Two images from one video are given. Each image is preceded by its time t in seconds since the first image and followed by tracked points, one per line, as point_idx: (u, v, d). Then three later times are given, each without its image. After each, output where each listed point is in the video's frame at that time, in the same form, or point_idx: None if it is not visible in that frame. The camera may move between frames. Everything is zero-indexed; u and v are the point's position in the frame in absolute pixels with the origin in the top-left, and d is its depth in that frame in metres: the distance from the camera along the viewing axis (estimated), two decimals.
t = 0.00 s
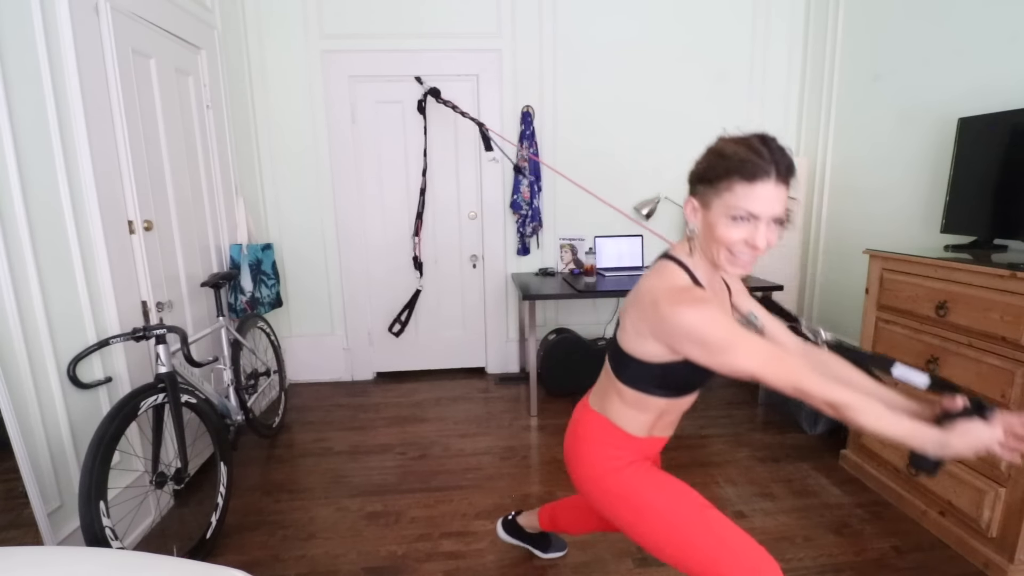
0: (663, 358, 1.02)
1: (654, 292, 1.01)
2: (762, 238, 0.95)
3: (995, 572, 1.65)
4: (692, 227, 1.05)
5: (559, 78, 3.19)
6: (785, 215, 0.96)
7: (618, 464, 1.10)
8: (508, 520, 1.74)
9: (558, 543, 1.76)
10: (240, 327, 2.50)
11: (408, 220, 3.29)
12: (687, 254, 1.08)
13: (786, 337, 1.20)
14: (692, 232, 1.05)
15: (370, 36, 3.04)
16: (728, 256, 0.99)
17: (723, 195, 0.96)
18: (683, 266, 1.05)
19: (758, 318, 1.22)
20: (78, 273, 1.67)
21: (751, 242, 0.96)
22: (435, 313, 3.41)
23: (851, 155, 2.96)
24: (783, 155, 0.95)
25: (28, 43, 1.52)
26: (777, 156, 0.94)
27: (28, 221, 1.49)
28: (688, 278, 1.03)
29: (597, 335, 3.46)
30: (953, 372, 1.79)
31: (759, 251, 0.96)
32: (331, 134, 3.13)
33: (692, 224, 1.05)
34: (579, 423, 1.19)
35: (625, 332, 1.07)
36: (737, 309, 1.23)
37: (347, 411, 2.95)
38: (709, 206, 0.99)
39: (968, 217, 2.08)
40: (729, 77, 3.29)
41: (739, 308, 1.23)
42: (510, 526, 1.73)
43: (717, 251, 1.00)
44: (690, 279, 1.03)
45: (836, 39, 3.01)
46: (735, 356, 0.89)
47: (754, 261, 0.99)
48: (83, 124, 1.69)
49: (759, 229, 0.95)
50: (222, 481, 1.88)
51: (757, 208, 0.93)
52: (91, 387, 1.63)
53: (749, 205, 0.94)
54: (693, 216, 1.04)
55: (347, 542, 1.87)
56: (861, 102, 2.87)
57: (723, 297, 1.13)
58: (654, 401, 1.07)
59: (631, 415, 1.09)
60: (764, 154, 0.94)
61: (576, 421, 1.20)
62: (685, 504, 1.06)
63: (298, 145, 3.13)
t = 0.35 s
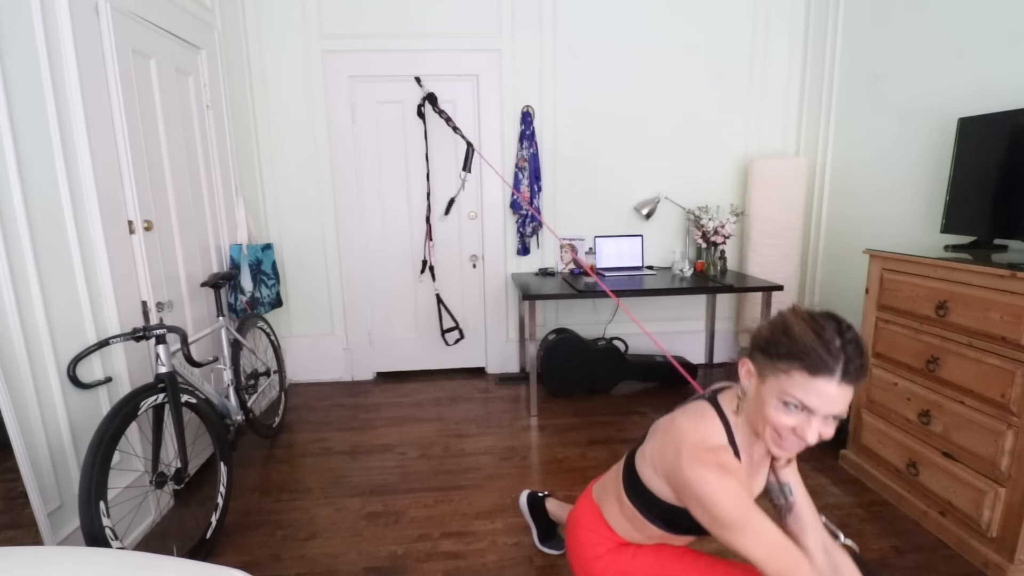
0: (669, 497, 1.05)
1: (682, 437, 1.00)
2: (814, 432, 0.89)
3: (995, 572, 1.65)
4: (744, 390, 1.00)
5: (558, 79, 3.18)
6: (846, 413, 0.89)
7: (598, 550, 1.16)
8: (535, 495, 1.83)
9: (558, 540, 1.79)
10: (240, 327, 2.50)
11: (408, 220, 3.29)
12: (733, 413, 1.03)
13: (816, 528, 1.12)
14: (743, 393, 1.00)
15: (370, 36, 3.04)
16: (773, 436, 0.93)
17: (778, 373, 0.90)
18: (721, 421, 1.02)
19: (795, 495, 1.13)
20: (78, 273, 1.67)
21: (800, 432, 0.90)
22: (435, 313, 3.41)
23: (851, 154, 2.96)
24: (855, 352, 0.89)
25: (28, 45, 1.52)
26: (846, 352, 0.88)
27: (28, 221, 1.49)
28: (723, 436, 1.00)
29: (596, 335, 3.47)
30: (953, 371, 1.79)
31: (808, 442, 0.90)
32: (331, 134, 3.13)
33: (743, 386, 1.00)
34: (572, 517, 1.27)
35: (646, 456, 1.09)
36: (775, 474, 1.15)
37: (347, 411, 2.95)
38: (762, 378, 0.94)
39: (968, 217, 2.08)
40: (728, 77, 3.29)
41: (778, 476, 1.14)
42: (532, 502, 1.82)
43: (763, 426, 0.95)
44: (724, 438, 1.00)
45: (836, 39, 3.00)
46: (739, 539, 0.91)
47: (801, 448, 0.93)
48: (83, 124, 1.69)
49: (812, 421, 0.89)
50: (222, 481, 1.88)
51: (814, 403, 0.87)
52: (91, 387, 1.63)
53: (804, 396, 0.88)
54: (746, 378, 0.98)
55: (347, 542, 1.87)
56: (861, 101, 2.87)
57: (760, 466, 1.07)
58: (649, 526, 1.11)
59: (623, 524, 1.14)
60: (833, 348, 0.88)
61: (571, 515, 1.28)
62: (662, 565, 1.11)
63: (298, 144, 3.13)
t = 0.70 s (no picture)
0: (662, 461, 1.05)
1: (668, 401, 1.00)
2: (799, 371, 0.89)
3: (995, 572, 1.65)
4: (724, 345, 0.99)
5: (559, 79, 3.18)
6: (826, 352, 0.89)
7: (594, 529, 1.15)
8: (523, 503, 1.82)
9: (555, 539, 1.77)
10: (240, 327, 2.50)
11: (408, 220, 3.29)
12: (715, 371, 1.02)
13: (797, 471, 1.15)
14: (724, 351, 0.99)
15: (371, 37, 3.04)
16: (760, 383, 0.93)
17: (758, 322, 0.90)
18: (706, 383, 1.02)
19: (775, 441, 1.17)
20: (78, 273, 1.67)
21: (788, 374, 0.89)
22: (435, 312, 3.42)
23: (851, 154, 2.96)
24: (828, 292, 0.90)
25: (29, 46, 1.52)
26: (819, 291, 0.89)
27: (28, 222, 1.49)
28: (708, 394, 1.00)
29: (596, 335, 3.47)
30: (953, 371, 1.79)
31: (796, 382, 0.90)
32: (331, 134, 3.13)
33: (723, 342, 0.99)
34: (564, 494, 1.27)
35: (637, 428, 1.09)
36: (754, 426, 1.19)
37: (347, 411, 2.95)
38: (743, 330, 0.93)
39: (968, 218, 2.08)
40: (728, 77, 3.29)
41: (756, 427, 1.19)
42: (521, 508, 1.82)
43: (749, 376, 0.94)
44: (710, 395, 1.00)
45: (836, 39, 3.01)
46: (735, 489, 0.87)
47: (787, 391, 0.93)
48: (82, 124, 1.69)
49: (797, 362, 0.88)
50: (222, 481, 1.88)
51: (797, 342, 0.86)
52: (91, 386, 1.63)
53: (788, 338, 0.87)
54: (726, 335, 0.97)
55: (347, 542, 1.87)
56: (861, 102, 2.87)
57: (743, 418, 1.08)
58: (646, 495, 1.10)
59: (618, 498, 1.14)
60: (808, 289, 0.88)
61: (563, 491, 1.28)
62: (655, 542, 1.09)
63: (298, 143, 3.13)
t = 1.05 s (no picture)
0: (673, 300, 1.03)
1: (658, 237, 1.01)
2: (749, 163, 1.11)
3: (995, 572, 1.65)
4: (696, 169, 1.07)
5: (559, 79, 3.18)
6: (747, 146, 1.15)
7: (638, 425, 1.12)
8: (512, 551, 1.65)
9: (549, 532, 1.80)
10: (240, 327, 2.50)
11: (408, 220, 3.29)
12: (677, 198, 1.09)
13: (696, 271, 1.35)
14: (698, 171, 1.07)
15: (371, 37, 3.04)
16: (731, 181, 1.10)
17: (735, 128, 1.05)
18: (672, 210, 1.07)
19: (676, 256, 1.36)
20: (78, 273, 1.67)
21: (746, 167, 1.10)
22: (434, 312, 3.41)
23: (851, 154, 2.96)
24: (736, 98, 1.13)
25: (29, 45, 1.52)
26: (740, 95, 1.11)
27: (27, 222, 1.49)
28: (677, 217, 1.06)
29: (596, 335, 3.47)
30: (953, 372, 1.79)
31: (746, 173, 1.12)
32: (331, 134, 3.13)
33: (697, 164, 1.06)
34: (580, 385, 1.18)
35: (635, 284, 1.03)
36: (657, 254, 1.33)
37: (347, 411, 2.95)
38: (721, 141, 1.05)
39: (968, 217, 2.08)
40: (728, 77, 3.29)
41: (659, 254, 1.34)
42: (514, 556, 1.66)
43: (722, 181, 1.09)
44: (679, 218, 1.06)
45: (836, 39, 3.01)
46: (748, 271, 0.97)
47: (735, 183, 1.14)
48: (83, 124, 1.69)
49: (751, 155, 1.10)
50: (222, 481, 1.88)
51: (754, 137, 1.08)
52: (91, 386, 1.63)
53: (751, 135, 1.08)
54: (704, 152, 1.05)
55: (347, 542, 1.87)
56: (861, 101, 2.87)
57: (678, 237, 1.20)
58: (662, 346, 1.11)
59: (641, 361, 1.10)
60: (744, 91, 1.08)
61: (576, 382, 1.19)
62: (691, 469, 1.11)
63: (297, 143, 3.13)
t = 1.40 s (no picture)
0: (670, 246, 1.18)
1: (661, 195, 1.12)
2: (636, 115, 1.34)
3: (994, 572, 1.64)
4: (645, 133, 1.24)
5: (558, 78, 3.18)
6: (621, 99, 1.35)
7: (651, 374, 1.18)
8: (517, 568, 1.60)
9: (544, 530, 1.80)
10: (240, 328, 2.51)
11: (408, 220, 3.29)
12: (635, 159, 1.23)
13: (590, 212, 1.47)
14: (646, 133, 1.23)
15: (370, 37, 3.04)
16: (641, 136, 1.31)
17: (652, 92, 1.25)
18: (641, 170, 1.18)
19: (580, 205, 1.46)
20: (78, 273, 1.67)
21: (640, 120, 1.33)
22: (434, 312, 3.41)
23: (851, 154, 2.96)
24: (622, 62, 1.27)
25: (28, 45, 1.52)
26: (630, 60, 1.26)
27: (28, 223, 1.49)
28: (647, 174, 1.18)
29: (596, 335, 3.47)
30: (953, 372, 1.78)
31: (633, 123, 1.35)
32: (331, 134, 3.13)
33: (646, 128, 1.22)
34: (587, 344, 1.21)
35: (652, 240, 1.13)
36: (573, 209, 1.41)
37: (347, 411, 2.95)
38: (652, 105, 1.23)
39: (968, 217, 2.08)
40: (728, 78, 3.29)
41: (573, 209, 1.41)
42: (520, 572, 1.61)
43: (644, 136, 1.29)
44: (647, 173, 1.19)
45: (836, 39, 3.01)
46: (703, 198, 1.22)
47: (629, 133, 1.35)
48: (83, 125, 1.70)
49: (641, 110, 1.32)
50: (222, 481, 1.88)
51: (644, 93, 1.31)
52: (91, 386, 1.63)
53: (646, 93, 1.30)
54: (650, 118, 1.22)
55: (347, 542, 1.87)
56: (862, 101, 2.86)
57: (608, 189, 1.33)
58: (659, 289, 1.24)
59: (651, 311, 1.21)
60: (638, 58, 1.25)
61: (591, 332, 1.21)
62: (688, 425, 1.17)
63: (297, 143, 3.13)
